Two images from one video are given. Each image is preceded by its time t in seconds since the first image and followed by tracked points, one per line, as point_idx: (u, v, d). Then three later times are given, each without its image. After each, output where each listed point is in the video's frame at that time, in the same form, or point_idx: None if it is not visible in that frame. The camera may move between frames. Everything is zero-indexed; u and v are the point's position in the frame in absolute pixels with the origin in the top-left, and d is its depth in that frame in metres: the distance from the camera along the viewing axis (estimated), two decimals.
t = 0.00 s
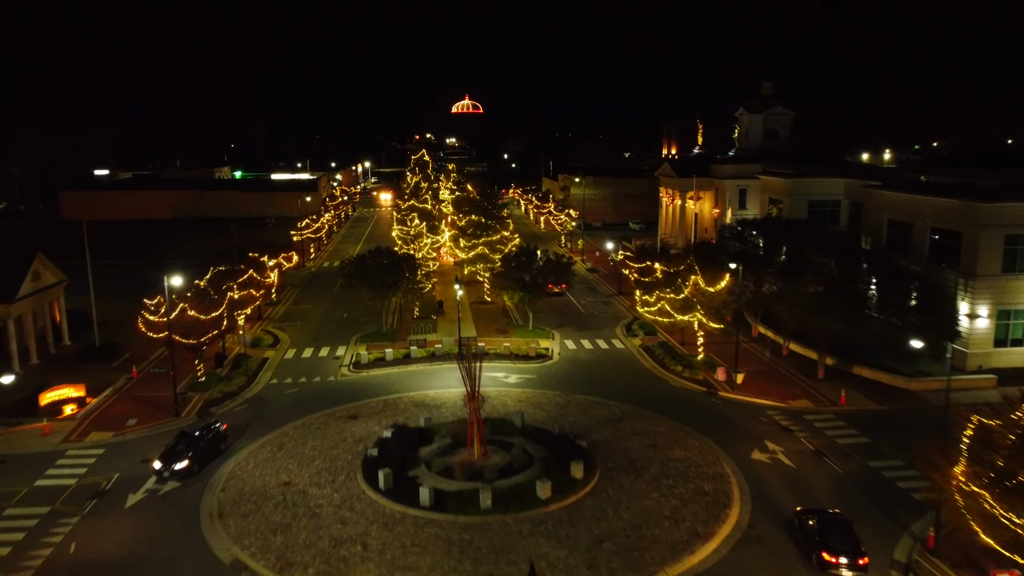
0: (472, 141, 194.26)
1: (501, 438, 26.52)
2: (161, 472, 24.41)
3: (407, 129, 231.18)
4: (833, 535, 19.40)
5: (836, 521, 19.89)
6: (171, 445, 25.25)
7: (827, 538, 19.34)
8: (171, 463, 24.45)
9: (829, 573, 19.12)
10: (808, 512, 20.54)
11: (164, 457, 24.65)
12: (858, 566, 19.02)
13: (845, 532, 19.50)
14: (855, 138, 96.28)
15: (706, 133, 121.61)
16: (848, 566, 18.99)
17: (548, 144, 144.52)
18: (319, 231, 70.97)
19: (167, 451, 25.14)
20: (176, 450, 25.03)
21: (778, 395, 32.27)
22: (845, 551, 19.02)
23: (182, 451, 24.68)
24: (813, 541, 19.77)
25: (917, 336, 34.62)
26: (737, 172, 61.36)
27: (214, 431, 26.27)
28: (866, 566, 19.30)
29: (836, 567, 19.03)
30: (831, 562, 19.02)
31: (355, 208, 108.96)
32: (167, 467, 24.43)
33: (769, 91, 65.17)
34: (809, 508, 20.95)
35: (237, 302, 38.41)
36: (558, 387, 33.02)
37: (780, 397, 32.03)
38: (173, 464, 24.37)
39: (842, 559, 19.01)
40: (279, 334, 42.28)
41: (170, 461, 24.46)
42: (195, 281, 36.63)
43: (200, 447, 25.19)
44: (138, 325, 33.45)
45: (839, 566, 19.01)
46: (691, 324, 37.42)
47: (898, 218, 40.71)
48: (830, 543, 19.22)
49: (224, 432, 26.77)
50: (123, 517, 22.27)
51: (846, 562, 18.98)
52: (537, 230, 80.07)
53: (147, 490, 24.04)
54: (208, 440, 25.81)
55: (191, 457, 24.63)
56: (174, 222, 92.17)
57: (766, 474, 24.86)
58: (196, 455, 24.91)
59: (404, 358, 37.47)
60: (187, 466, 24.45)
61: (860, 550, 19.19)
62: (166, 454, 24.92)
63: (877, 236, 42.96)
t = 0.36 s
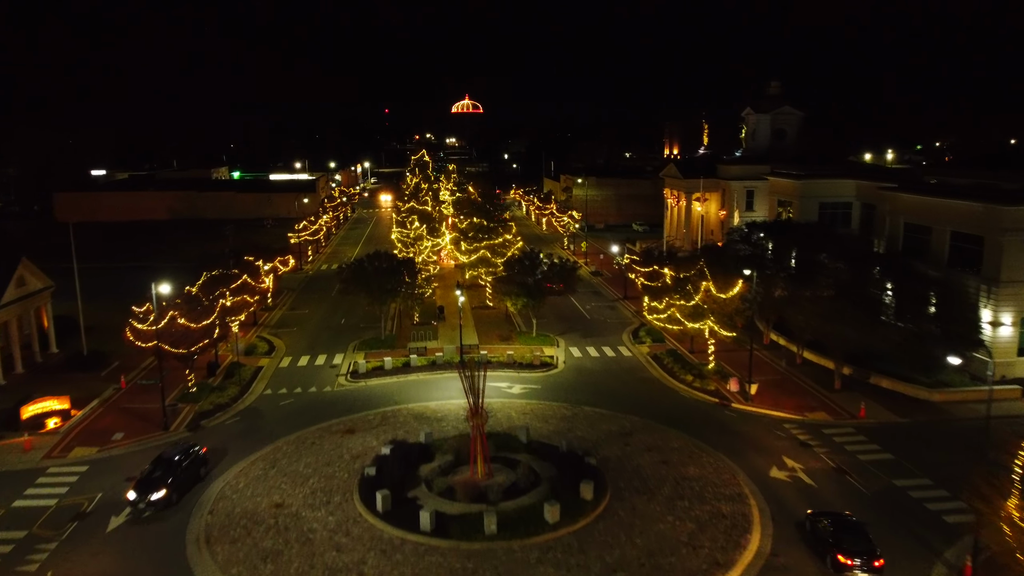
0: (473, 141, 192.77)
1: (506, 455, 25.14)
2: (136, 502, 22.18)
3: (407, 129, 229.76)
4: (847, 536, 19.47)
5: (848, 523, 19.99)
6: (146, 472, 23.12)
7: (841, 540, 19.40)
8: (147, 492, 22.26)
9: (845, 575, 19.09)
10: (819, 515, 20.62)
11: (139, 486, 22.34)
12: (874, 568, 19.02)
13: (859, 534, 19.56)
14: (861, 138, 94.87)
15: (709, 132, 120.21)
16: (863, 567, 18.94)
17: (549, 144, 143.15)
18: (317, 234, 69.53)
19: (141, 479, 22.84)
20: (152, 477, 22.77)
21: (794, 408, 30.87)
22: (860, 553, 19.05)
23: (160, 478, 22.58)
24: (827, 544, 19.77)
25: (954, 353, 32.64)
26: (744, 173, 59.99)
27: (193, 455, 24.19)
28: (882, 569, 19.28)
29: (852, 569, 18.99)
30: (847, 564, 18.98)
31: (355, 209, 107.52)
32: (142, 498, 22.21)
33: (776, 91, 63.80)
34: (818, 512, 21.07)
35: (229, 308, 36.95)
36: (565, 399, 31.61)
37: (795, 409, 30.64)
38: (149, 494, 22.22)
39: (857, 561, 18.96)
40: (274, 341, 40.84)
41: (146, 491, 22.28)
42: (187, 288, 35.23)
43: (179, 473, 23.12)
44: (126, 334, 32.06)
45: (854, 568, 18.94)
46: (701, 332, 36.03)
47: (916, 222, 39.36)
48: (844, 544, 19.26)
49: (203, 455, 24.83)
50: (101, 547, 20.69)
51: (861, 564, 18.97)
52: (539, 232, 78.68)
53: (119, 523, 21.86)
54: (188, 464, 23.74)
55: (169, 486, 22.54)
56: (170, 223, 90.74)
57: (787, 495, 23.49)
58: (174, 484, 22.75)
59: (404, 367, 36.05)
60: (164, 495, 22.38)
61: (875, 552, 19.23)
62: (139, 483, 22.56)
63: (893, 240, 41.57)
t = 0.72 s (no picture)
0: (473, 141, 191.43)
1: (511, 473, 23.80)
2: (107, 538, 20.32)
3: (406, 130, 228.47)
4: (860, 539, 19.51)
5: (862, 525, 19.97)
6: (119, 504, 21.23)
7: (854, 543, 19.43)
8: (119, 528, 20.38)
9: None
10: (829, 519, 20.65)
11: (110, 522, 20.51)
12: (887, 570, 18.99)
13: (871, 536, 19.62)
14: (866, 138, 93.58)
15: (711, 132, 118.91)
16: (877, 571, 18.95)
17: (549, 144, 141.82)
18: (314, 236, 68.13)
19: (113, 512, 21.00)
20: (125, 510, 21.01)
21: (810, 420, 29.49)
22: (872, 555, 19.09)
23: (135, 512, 20.70)
24: (838, 549, 19.82)
25: (998, 373, 31.96)
26: (751, 174, 58.66)
27: (171, 483, 22.32)
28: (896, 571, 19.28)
29: (864, 572, 19.04)
30: (859, 566, 19.05)
31: (353, 210, 106.13)
32: (114, 534, 20.34)
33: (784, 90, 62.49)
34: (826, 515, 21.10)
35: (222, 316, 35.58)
36: (572, 411, 30.20)
37: (812, 422, 29.24)
38: (122, 530, 20.33)
39: (871, 564, 18.99)
40: (269, 349, 39.48)
41: (118, 527, 20.41)
42: (177, 294, 33.80)
43: (155, 504, 21.28)
44: (112, 344, 30.69)
45: (867, 571, 18.99)
46: (713, 340, 34.65)
47: (935, 225, 38.18)
48: (857, 547, 19.30)
49: (180, 483, 22.71)
50: None
51: (875, 567, 18.98)
52: (541, 234, 77.31)
53: (89, 560, 20.06)
54: (166, 494, 21.89)
55: (144, 519, 20.64)
56: (166, 225, 89.37)
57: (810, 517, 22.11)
58: (151, 517, 20.88)
59: (403, 376, 34.68)
60: (139, 531, 20.46)
61: (889, 555, 19.19)
62: (111, 518, 20.72)
63: (911, 244, 40.33)
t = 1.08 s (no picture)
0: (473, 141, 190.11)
1: (516, 494, 22.41)
2: None
3: (406, 129, 227.20)
4: (870, 541, 19.24)
5: (869, 528, 19.74)
6: (88, 541, 19.30)
7: (865, 544, 19.16)
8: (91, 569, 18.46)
9: None
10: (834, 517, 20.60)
11: (80, 560, 18.63)
12: (897, 571, 18.72)
13: (880, 538, 19.37)
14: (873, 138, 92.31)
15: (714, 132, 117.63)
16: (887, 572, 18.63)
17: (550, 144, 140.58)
18: (312, 238, 66.70)
19: (84, 549, 19.12)
20: (97, 546, 19.16)
21: (829, 434, 28.09)
22: (882, 557, 18.80)
23: (107, 550, 18.84)
24: (845, 550, 19.65)
25: None
26: (759, 174, 57.33)
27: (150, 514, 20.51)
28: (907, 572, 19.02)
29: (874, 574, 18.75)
30: (869, 567, 18.76)
31: (353, 211, 104.77)
32: None
33: (792, 89, 61.17)
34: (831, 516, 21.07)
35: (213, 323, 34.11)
36: (579, 425, 28.77)
37: (831, 436, 27.86)
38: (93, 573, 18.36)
39: (881, 566, 18.68)
40: (264, 357, 38.02)
41: (90, 568, 18.39)
42: (166, 302, 32.40)
43: (129, 542, 19.40)
44: (98, 354, 29.32)
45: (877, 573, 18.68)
46: (725, 348, 33.25)
47: (957, 229, 36.84)
48: (868, 548, 19.03)
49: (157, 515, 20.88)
50: None
51: (885, 568, 18.68)
52: (543, 236, 76.01)
53: None
54: (143, 527, 20.10)
55: (119, 557, 18.83)
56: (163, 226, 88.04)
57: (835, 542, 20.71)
58: (126, 554, 19.08)
59: (402, 386, 33.25)
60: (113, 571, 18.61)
61: (899, 556, 18.93)
62: (81, 555, 18.81)
63: (930, 249, 38.87)
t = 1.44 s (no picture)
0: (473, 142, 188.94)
1: (524, 518, 21.04)
2: None
3: (406, 130, 225.99)
4: (879, 544, 19.18)
5: (875, 531, 19.70)
6: None
7: (873, 547, 19.09)
8: None
9: None
10: (838, 520, 20.70)
11: None
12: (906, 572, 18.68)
13: (887, 541, 19.33)
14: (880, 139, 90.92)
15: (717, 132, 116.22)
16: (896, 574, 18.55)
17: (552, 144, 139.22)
18: (310, 240, 65.34)
19: None
20: None
21: (850, 449, 26.67)
22: (891, 557, 18.78)
23: None
24: (849, 550, 19.68)
25: None
26: (767, 175, 55.84)
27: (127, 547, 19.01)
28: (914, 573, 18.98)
29: None
30: (877, 569, 18.67)
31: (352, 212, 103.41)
32: None
33: (801, 88, 59.74)
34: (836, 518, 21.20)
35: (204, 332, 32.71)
36: (588, 440, 27.36)
37: (853, 452, 26.45)
38: None
39: (890, 568, 18.60)
40: (257, 366, 36.61)
41: None
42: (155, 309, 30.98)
43: None
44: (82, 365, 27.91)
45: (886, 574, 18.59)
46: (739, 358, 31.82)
47: (983, 233, 35.51)
48: (876, 550, 18.96)
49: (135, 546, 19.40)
50: None
51: (893, 568, 18.63)
52: (545, 238, 74.64)
53: None
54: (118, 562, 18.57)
55: None
56: (159, 228, 86.74)
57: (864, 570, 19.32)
58: None
59: (401, 398, 31.82)
60: None
61: (907, 557, 18.90)
62: None
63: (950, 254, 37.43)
